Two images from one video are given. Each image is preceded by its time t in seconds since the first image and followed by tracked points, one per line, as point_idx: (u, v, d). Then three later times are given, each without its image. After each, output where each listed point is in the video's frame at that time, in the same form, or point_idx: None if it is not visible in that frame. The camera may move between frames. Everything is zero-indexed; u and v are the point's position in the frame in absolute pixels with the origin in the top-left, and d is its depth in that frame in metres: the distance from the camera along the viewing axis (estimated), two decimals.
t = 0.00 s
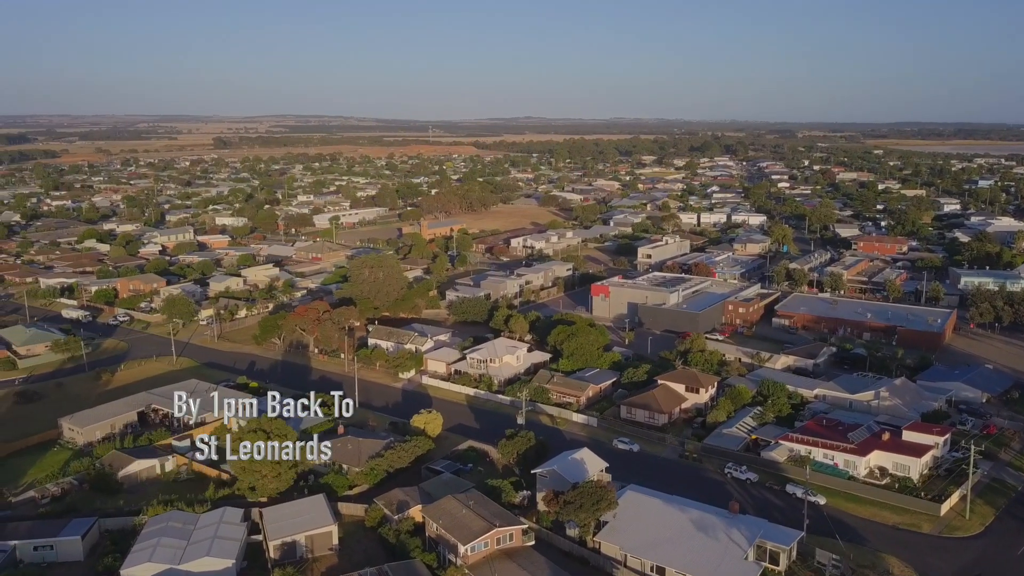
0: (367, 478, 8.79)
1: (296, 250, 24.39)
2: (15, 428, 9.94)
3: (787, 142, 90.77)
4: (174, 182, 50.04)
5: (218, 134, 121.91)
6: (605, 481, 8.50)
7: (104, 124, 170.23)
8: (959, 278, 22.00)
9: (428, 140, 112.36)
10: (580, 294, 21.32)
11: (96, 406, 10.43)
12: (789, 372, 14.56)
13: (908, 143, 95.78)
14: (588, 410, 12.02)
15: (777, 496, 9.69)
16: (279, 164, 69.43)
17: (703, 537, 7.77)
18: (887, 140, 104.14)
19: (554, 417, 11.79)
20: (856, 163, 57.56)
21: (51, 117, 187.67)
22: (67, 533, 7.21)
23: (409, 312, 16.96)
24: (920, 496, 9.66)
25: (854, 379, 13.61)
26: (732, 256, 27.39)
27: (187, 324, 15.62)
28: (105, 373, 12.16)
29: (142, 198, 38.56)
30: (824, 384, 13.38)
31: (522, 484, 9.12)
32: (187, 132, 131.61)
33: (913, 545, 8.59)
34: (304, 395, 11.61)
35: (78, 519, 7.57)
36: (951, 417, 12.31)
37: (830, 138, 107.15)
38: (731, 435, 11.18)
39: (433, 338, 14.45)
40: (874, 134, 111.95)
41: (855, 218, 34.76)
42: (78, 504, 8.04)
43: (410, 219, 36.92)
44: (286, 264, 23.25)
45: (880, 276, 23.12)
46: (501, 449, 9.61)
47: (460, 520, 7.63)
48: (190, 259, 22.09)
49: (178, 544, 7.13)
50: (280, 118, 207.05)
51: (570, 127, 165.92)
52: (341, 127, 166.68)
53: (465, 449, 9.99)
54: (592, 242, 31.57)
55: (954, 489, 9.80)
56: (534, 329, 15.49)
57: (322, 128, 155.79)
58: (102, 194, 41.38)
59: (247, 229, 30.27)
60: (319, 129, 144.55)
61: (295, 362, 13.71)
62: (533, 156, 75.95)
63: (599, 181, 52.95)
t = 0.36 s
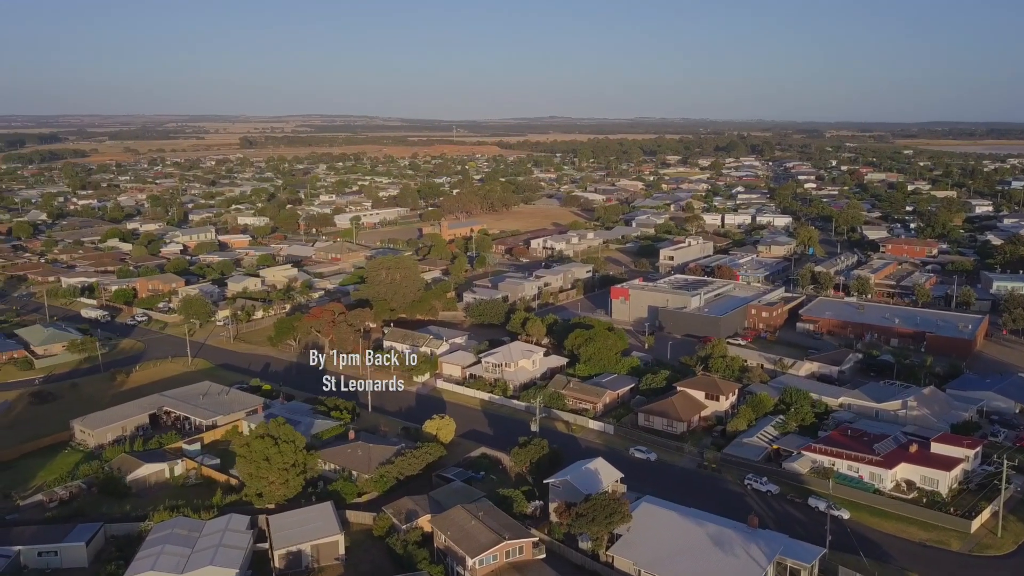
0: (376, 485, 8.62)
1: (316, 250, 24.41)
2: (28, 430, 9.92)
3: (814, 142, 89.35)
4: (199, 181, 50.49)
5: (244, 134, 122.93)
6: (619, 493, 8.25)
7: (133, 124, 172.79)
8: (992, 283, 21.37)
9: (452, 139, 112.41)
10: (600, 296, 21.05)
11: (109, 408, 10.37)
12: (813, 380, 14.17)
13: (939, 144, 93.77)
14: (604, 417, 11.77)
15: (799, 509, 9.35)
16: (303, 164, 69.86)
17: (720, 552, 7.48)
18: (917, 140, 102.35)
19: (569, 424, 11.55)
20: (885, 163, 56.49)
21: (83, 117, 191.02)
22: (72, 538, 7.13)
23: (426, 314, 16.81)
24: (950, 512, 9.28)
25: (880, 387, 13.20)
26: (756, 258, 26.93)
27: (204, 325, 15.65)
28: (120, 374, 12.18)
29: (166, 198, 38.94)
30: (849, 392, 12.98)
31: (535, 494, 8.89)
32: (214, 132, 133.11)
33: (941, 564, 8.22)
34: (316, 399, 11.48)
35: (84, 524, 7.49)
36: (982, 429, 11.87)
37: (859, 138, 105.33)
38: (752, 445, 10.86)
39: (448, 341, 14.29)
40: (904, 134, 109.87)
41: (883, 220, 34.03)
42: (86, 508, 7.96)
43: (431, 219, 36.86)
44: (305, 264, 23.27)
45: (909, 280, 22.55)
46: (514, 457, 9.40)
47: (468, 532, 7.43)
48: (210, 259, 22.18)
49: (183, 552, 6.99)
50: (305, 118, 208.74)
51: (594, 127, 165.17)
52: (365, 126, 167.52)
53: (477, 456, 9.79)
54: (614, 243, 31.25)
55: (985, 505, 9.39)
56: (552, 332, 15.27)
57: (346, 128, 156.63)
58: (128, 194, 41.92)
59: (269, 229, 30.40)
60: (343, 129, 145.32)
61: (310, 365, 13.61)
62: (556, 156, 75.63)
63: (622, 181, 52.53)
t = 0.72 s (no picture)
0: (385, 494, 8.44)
1: (333, 250, 24.39)
2: (39, 431, 9.89)
3: (841, 141, 87.98)
4: (221, 181, 50.84)
5: (269, 134, 123.75)
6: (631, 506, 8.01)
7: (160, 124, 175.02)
8: None
9: (474, 139, 112.31)
10: (618, 299, 20.78)
11: (120, 410, 10.31)
12: (837, 387, 13.79)
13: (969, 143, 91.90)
14: (620, 424, 11.51)
15: (820, 524, 9.03)
16: (325, 164, 70.17)
17: (737, 569, 7.19)
18: (946, 141, 100.61)
19: (584, 432, 11.31)
20: (914, 164, 55.42)
21: (111, 117, 193.93)
22: (73, 545, 7.02)
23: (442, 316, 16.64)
24: (979, 529, 8.89)
25: (906, 396, 12.80)
26: (778, 260, 26.46)
27: (219, 325, 15.67)
28: (133, 375, 12.16)
29: (189, 197, 39.29)
30: (874, 400, 12.59)
31: (545, 504, 8.67)
32: (239, 132, 134.29)
33: None
34: (327, 402, 11.34)
35: (87, 530, 7.38)
36: (1013, 441, 11.43)
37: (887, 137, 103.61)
38: (772, 455, 10.54)
39: (463, 344, 14.11)
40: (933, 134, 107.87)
41: (911, 221, 33.32)
42: (90, 513, 7.87)
43: (451, 219, 36.78)
44: (323, 265, 23.25)
45: (936, 284, 21.99)
46: (525, 465, 9.19)
47: (475, 545, 7.22)
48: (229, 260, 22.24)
49: (184, 561, 6.84)
50: (328, 118, 209.96)
51: (616, 127, 164.33)
52: (388, 126, 168.09)
53: (489, 464, 9.58)
54: (634, 244, 30.90)
55: (1016, 523, 8.99)
56: (568, 336, 15.05)
57: (369, 127, 157.24)
58: (151, 193, 42.38)
59: (288, 228, 30.46)
60: (366, 129, 145.88)
61: (323, 367, 13.51)
62: (578, 156, 75.28)
63: (644, 181, 52.06)
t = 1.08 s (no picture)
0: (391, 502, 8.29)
1: (350, 251, 24.35)
2: (49, 433, 9.86)
3: (869, 140, 86.33)
4: (243, 181, 51.13)
5: (292, 134, 124.32)
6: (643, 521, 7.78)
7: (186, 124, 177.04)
8: None
9: (496, 139, 112.17)
10: (636, 302, 20.50)
11: (129, 413, 10.26)
12: (860, 395, 13.41)
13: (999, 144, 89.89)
14: (634, 432, 11.27)
15: (840, 539, 8.71)
16: (346, 164, 70.38)
17: None
18: (975, 141, 98.76)
19: (597, 439, 11.07)
20: (943, 164, 54.29)
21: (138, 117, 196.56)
22: (75, 552, 6.93)
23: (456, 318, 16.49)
24: (1008, 547, 8.52)
25: (932, 405, 12.39)
26: (801, 262, 25.97)
27: (234, 326, 15.68)
28: (146, 376, 12.15)
29: (210, 197, 39.59)
30: (898, 410, 12.20)
31: (556, 515, 8.45)
32: (263, 132, 135.36)
33: None
34: (337, 406, 11.21)
35: (90, 536, 7.29)
36: None
37: (915, 137, 101.78)
38: (791, 466, 10.22)
39: (476, 348, 13.93)
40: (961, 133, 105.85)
41: (939, 223, 32.57)
42: (95, 518, 7.79)
43: (469, 219, 36.65)
44: (339, 265, 23.21)
45: (965, 288, 21.40)
46: (536, 474, 8.97)
47: (481, 558, 7.03)
48: (246, 260, 22.29)
49: (184, 570, 6.70)
50: (351, 117, 211.08)
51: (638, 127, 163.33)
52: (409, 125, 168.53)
53: (499, 472, 9.38)
54: (654, 245, 30.55)
55: None
56: (584, 340, 14.82)
57: (390, 127, 157.72)
58: (173, 193, 42.76)
59: (307, 228, 30.51)
60: (387, 129, 146.32)
61: (335, 370, 13.41)
62: (599, 155, 74.82)
63: (665, 181, 51.54)
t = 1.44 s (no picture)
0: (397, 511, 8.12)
1: (366, 251, 24.27)
2: (57, 435, 9.81)
3: (895, 140, 84.98)
4: (264, 181, 51.40)
5: (313, 134, 124.51)
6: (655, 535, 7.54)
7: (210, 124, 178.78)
8: None
9: (517, 138, 111.78)
10: (654, 305, 20.19)
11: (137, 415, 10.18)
12: (883, 404, 13.02)
13: None
14: (649, 440, 11.01)
15: (861, 556, 8.39)
16: (366, 163, 70.53)
17: None
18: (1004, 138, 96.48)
19: (611, 447, 10.83)
20: (972, 164, 53.19)
21: (162, 118, 198.68)
22: (75, 560, 6.82)
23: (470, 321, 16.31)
24: None
25: (958, 415, 11.99)
26: (824, 265, 25.47)
27: (247, 327, 15.64)
28: (157, 378, 12.09)
29: (230, 197, 39.80)
30: (923, 419, 11.81)
31: (565, 527, 8.23)
32: (285, 131, 136.24)
33: None
34: (346, 411, 11.06)
35: (91, 544, 7.17)
36: None
37: (943, 137, 99.95)
38: (810, 478, 9.90)
39: (489, 351, 13.74)
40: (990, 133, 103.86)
41: (967, 225, 31.83)
42: (98, 524, 7.69)
43: (487, 220, 36.47)
44: (355, 266, 23.14)
45: (993, 292, 20.82)
46: (546, 485, 8.75)
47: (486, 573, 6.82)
48: (262, 261, 22.29)
49: None
50: (372, 117, 211.99)
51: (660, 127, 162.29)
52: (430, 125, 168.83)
53: (508, 481, 9.17)
54: (674, 246, 30.16)
55: None
56: (599, 344, 14.57)
57: (411, 127, 158.07)
58: (194, 192, 43.09)
59: (324, 229, 30.51)
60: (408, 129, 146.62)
61: (346, 373, 13.29)
62: (620, 155, 74.31)
63: (687, 182, 51.01)
